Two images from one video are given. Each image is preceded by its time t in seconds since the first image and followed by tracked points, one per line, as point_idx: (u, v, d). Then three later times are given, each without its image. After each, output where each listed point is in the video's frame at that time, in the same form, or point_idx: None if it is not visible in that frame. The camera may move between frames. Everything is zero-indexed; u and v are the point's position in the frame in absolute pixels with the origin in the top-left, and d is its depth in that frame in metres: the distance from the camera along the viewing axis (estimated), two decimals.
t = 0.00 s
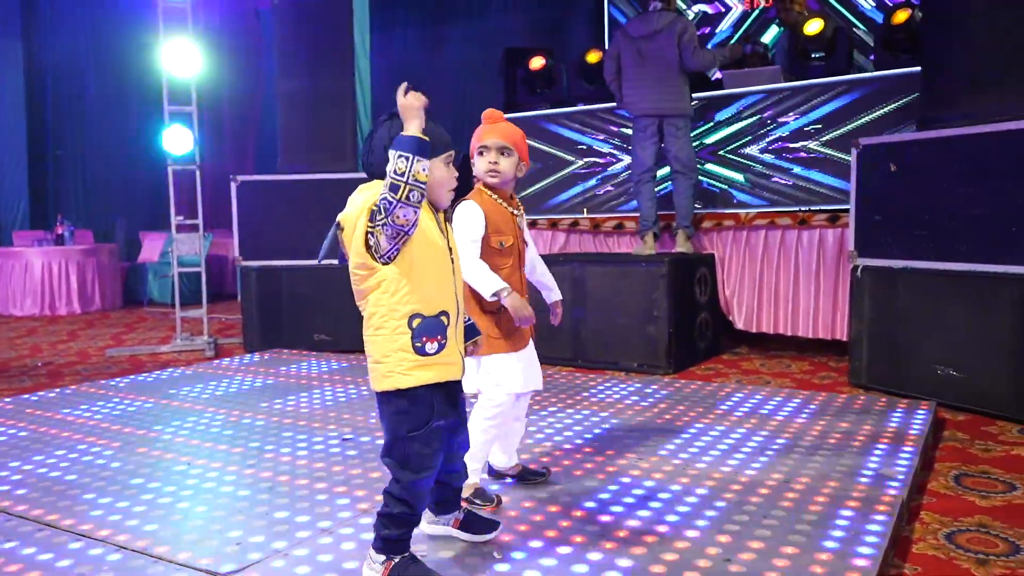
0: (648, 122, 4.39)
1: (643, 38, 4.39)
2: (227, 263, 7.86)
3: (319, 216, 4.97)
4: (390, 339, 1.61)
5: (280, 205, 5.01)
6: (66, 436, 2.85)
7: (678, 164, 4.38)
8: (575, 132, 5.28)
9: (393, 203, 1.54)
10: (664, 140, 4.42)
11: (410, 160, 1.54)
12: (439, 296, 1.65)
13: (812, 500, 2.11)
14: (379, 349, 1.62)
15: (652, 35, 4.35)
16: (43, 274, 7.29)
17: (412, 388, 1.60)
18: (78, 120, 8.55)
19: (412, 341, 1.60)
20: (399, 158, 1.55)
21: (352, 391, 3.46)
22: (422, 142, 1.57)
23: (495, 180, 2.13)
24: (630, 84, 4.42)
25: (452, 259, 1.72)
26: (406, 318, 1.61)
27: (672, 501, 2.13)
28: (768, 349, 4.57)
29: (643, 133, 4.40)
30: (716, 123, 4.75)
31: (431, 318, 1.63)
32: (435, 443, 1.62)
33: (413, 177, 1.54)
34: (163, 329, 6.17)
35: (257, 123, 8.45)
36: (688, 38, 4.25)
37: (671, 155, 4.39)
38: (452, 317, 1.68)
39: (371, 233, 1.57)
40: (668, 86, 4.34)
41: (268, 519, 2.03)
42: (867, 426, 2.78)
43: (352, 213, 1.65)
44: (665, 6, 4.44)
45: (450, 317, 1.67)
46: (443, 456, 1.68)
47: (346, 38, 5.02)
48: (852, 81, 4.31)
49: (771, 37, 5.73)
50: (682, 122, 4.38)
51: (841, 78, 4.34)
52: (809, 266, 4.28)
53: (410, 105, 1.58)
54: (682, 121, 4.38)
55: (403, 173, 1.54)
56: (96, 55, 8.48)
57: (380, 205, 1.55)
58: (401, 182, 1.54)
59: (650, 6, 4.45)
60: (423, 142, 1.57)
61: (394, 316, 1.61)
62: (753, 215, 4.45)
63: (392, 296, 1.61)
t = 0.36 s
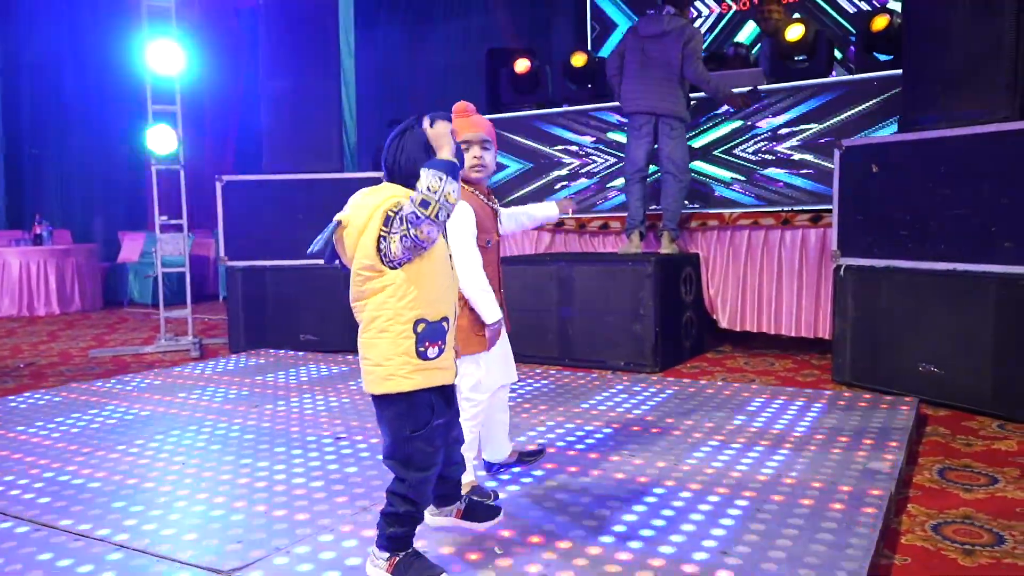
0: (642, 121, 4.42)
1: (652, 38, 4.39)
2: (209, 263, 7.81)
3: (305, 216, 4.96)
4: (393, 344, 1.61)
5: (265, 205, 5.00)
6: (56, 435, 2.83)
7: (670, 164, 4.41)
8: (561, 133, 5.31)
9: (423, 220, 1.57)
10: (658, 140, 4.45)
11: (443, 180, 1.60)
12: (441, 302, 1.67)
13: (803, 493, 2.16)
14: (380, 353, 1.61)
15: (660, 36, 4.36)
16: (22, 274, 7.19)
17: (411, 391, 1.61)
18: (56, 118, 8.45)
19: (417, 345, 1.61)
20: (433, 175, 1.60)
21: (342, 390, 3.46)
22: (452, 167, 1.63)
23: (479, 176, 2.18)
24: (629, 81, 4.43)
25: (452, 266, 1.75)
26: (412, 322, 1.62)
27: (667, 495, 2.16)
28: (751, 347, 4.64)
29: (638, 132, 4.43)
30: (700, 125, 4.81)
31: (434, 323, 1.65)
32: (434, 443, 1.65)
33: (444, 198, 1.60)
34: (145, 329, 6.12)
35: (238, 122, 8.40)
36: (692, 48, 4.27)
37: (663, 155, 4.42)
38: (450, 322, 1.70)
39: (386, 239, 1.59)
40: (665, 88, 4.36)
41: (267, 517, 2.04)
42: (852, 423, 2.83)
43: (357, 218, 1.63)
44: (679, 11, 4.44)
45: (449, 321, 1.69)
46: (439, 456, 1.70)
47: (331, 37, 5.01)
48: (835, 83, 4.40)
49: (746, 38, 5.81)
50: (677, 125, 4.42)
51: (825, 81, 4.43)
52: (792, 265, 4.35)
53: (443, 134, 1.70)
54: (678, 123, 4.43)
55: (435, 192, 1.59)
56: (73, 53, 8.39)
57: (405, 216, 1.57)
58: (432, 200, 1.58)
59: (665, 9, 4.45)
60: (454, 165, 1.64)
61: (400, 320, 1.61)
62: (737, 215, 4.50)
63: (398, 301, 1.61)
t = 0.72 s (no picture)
0: (636, 121, 4.46)
1: (651, 38, 4.43)
2: (192, 263, 7.76)
3: (292, 216, 4.95)
4: (432, 319, 1.69)
5: (252, 204, 4.97)
6: (47, 435, 2.82)
7: (661, 165, 4.46)
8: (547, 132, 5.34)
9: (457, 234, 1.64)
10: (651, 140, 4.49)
11: (473, 198, 1.64)
12: (477, 282, 1.76)
13: (794, 486, 2.20)
14: (419, 327, 1.70)
15: (659, 37, 4.40)
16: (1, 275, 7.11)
17: (446, 364, 1.70)
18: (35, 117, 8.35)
19: (453, 320, 1.70)
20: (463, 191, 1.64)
21: (333, 389, 3.47)
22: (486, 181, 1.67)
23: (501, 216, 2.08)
24: (625, 80, 4.48)
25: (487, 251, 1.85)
26: (449, 300, 1.71)
27: (662, 489, 2.19)
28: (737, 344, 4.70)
29: (631, 131, 4.48)
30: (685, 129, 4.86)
31: (470, 302, 1.74)
32: (454, 416, 1.72)
33: (475, 213, 1.65)
34: (129, 329, 6.08)
35: (220, 120, 8.32)
36: (689, 52, 4.32)
37: (655, 156, 4.47)
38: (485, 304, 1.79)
39: (424, 232, 1.67)
40: (660, 90, 4.41)
41: (266, 515, 2.05)
42: (839, 418, 2.88)
43: (401, 209, 1.74)
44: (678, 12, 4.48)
45: (483, 303, 1.78)
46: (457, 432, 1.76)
47: (317, 37, 5.01)
48: (820, 84, 4.46)
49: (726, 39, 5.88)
50: (671, 126, 4.47)
51: (810, 82, 4.49)
52: (777, 264, 4.39)
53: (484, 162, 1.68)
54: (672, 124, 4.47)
55: (466, 208, 1.63)
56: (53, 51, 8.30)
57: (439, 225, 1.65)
58: (463, 215, 1.63)
59: (665, 11, 4.48)
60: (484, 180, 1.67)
61: (438, 296, 1.70)
62: (723, 214, 4.55)
63: (438, 279, 1.71)
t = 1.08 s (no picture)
0: (618, 122, 4.49)
1: (629, 39, 4.46)
2: (170, 263, 7.69)
3: (274, 216, 4.93)
4: (420, 320, 1.72)
5: (232, 204, 4.95)
6: (30, 436, 2.79)
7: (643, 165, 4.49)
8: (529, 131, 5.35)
9: (441, 245, 1.67)
10: (632, 141, 4.52)
11: (453, 207, 1.66)
12: (467, 284, 1.77)
13: (779, 480, 2.24)
14: (408, 328, 1.73)
15: (637, 37, 4.43)
16: None
17: (434, 364, 1.72)
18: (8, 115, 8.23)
19: (440, 322, 1.72)
20: (443, 202, 1.66)
21: (317, 389, 3.46)
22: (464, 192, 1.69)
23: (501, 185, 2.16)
24: (604, 81, 4.51)
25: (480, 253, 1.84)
26: (437, 302, 1.72)
27: (651, 484, 2.22)
28: (717, 342, 4.75)
29: (613, 133, 4.51)
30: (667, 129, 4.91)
31: (459, 304, 1.74)
32: (455, 405, 1.74)
33: (455, 221, 1.67)
34: (108, 330, 6.02)
35: (197, 118, 8.25)
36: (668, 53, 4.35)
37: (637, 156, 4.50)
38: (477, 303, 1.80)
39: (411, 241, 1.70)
40: (639, 90, 4.44)
41: (256, 514, 2.05)
42: (821, 414, 2.92)
43: (396, 210, 1.77)
44: (655, 12, 4.51)
45: (475, 303, 1.79)
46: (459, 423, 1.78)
47: (298, 35, 4.99)
48: (799, 85, 4.52)
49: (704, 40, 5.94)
50: (653, 127, 4.50)
51: (789, 82, 4.55)
52: (757, 262, 4.44)
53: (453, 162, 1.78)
54: (654, 125, 4.50)
55: (446, 218, 1.66)
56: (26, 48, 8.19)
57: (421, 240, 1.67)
58: (447, 227, 1.66)
59: (644, 11, 4.52)
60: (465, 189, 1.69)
61: (427, 299, 1.72)
62: (704, 214, 4.64)
63: (426, 283, 1.73)
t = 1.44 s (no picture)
0: (597, 123, 4.52)
1: (606, 41, 4.47)
2: (146, 263, 7.61)
3: (253, 215, 4.90)
4: (406, 324, 1.73)
5: (211, 203, 4.91)
6: (9, 438, 2.76)
7: (621, 166, 4.51)
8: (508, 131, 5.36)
9: (415, 238, 1.62)
10: (611, 141, 4.55)
11: (428, 199, 1.60)
12: (452, 287, 1.77)
13: (762, 476, 2.27)
14: (395, 333, 1.74)
15: (615, 38, 4.43)
16: None
17: (422, 368, 1.72)
18: None
19: (426, 325, 1.72)
20: (417, 195, 1.61)
21: (300, 389, 3.44)
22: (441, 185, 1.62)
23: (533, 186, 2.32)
24: (583, 82, 4.52)
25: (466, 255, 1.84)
26: (422, 305, 1.73)
27: (636, 480, 2.24)
28: (696, 341, 4.79)
29: (592, 133, 4.53)
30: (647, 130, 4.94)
31: (444, 306, 1.75)
32: (447, 405, 1.73)
33: (431, 214, 1.60)
34: (83, 331, 5.94)
35: (172, 116, 8.15)
36: (644, 56, 4.37)
37: (615, 156, 4.53)
38: (464, 306, 1.80)
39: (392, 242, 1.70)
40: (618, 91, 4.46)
41: (243, 514, 2.04)
42: (801, 411, 2.97)
43: (379, 212, 1.78)
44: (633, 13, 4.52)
45: (462, 306, 1.79)
46: (454, 423, 1.76)
47: (277, 33, 4.96)
48: (778, 86, 4.57)
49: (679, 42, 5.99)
50: (631, 128, 4.52)
51: (768, 83, 4.60)
52: (736, 261, 4.47)
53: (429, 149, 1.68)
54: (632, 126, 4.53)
55: (422, 212, 1.60)
56: None
57: (402, 235, 1.64)
58: (419, 219, 1.60)
59: (621, 11, 4.52)
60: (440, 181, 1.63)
61: (412, 303, 1.74)
62: (683, 212, 4.60)
63: (410, 286, 1.74)
